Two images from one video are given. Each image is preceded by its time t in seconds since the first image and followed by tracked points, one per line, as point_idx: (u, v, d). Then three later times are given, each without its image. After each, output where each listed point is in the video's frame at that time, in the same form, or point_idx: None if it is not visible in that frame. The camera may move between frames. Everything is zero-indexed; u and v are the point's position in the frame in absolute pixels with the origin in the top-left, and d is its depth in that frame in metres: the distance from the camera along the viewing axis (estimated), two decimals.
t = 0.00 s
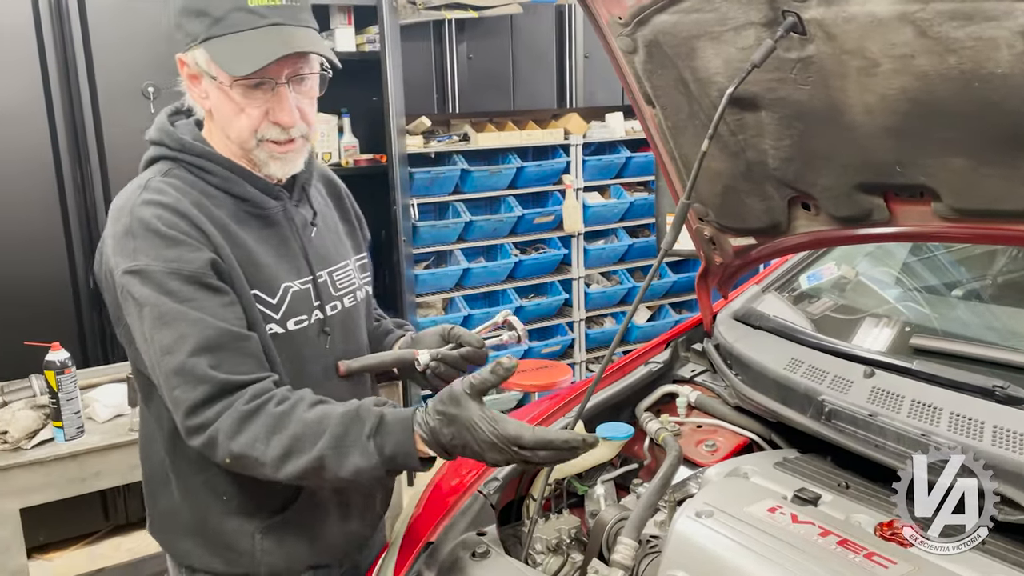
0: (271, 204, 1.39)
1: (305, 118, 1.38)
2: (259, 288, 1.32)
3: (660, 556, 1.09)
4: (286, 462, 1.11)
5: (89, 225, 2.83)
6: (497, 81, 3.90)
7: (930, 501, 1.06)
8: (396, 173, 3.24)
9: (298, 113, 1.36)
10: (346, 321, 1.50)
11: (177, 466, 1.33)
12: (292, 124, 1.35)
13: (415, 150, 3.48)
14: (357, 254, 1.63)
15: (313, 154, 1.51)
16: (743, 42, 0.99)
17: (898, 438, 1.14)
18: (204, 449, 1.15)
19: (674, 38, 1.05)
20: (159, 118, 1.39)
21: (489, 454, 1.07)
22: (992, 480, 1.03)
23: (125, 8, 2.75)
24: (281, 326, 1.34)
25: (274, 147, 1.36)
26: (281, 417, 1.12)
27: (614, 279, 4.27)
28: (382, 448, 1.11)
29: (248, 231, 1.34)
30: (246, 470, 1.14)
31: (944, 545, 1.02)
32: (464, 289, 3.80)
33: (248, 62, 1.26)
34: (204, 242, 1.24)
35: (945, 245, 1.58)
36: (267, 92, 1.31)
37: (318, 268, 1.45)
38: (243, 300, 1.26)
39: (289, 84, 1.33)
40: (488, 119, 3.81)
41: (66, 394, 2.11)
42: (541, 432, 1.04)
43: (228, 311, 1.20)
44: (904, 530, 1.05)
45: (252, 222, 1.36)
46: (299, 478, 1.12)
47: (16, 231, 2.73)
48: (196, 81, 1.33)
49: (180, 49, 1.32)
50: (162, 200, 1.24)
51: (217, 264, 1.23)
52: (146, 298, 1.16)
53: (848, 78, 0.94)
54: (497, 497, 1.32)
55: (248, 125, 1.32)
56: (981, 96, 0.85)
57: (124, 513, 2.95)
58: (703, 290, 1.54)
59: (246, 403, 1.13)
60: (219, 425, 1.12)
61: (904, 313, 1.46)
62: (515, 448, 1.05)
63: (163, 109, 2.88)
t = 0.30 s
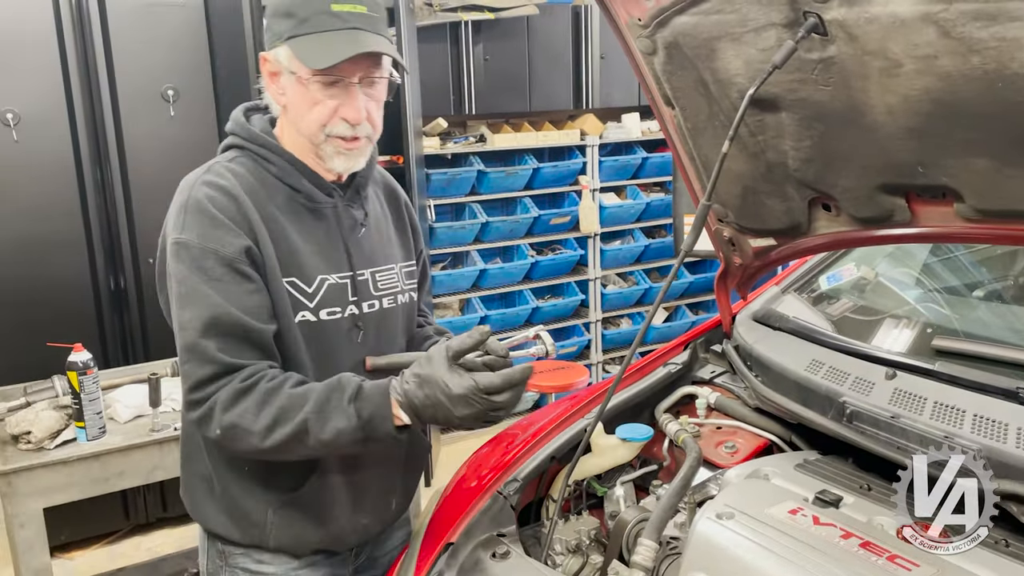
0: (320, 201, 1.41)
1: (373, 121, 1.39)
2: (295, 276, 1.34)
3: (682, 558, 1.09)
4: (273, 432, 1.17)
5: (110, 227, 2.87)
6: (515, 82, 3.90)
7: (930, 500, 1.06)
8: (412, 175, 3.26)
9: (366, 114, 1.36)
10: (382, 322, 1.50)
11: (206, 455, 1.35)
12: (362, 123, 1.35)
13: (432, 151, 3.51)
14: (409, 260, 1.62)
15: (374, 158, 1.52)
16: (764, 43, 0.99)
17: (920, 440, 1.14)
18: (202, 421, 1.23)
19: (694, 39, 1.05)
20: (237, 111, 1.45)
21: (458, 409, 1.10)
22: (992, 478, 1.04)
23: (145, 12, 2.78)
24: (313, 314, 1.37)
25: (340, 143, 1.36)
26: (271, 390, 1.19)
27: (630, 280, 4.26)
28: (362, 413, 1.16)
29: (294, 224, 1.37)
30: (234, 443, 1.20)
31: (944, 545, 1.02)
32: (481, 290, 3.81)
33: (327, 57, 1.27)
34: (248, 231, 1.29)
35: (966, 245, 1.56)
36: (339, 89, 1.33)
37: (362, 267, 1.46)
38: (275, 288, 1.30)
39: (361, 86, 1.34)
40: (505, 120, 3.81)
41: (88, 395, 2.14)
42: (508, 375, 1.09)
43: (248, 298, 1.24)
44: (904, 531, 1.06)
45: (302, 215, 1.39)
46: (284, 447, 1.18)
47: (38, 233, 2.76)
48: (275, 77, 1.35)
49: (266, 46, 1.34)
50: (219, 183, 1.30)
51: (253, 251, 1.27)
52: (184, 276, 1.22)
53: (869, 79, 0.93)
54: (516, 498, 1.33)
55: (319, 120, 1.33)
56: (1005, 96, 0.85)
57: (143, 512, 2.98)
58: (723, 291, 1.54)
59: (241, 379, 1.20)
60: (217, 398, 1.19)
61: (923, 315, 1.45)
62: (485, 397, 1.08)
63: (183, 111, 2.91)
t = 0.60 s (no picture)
0: (342, 198, 1.43)
1: (398, 119, 1.42)
2: (325, 275, 1.36)
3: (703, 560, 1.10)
4: (256, 438, 1.25)
5: (129, 230, 2.90)
6: (529, 86, 3.87)
7: (931, 501, 1.04)
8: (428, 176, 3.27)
9: (394, 111, 1.40)
10: (409, 316, 1.51)
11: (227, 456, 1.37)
12: (390, 120, 1.38)
13: (446, 154, 3.52)
14: (425, 258, 1.64)
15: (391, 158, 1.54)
16: (785, 45, 0.99)
17: (942, 441, 1.14)
18: (178, 423, 1.26)
19: (714, 42, 1.06)
20: (255, 115, 1.46)
21: (422, 404, 1.26)
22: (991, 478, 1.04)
23: (163, 18, 2.81)
24: (345, 312, 1.38)
25: (367, 140, 1.38)
26: (252, 401, 1.24)
27: (644, 281, 4.26)
28: (340, 419, 1.26)
29: (317, 223, 1.39)
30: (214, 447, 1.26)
31: (943, 546, 1.01)
32: (495, 292, 3.82)
33: (362, 52, 1.31)
34: (253, 245, 1.28)
35: (984, 247, 1.55)
36: (369, 86, 1.36)
37: (386, 264, 1.47)
38: (297, 290, 1.32)
39: (389, 83, 1.37)
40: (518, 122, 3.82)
41: (110, 396, 2.17)
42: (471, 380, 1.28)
43: (241, 316, 1.24)
44: (904, 531, 1.04)
45: (325, 213, 1.41)
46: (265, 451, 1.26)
47: (59, 235, 2.80)
48: (299, 78, 1.37)
49: (290, 46, 1.37)
50: (235, 191, 1.31)
51: (253, 269, 1.25)
52: (186, 288, 1.23)
53: (891, 81, 0.94)
54: (537, 499, 1.37)
55: (347, 117, 1.36)
56: None
57: (161, 512, 3.00)
58: (741, 293, 1.55)
59: (224, 390, 1.24)
60: (200, 404, 1.23)
61: (942, 316, 1.44)
62: (450, 397, 1.26)
63: (201, 115, 2.94)
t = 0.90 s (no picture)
0: (347, 202, 1.44)
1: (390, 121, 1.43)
2: (340, 281, 1.36)
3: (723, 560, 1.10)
4: (297, 446, 1.26)
5: (146, 233, 2.93)
6: (543, 89, 3.81)
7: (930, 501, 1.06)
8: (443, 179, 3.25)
9: (385, 113, 1.40)
10: (416, 317, 1.53)
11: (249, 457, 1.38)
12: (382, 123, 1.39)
13: (459, 157, 3.53)
14: (423, 258, 1.66)
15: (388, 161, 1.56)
16: (805, 48, 1.00)
17: (963, 442, 1.15)
18: (210, 447, 1.24)
19: (733, 45, 1.06)
20: (248, 123, 1.45)
21: (458, 389, 1.31)
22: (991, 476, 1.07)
23: (179, 22, 2.83)
24: (363, 315, 1.38)
25: (361, 144, 1.39)
26: (286, 411, 1.25)
27: (656, 283, 4.25)
28: (379, 416, 1.28)
29: (326, 228, 1.39)
30: (254, 463, 1.25)
31: (945, 545, 1.01)
32: (508, 295, 3.82)
33: (345, 59, 1.31)
34: (268, 254, 1.27)
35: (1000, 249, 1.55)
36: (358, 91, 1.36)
37: (393, 266, 1.49)
38: (314, 296, 1.32)
39: (378, 86, 1.38)
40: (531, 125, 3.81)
41: (129, 398, 2.18)
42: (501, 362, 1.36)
43: (265, 327, 1.24)
44: (904, 530, 1.05)
45: (332, 219, 1.41)
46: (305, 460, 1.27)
47: (77, 237, 2.83)
48: (287, 86, 1.38)
49: (275, 56, 1.37)
50: (243, 201, 1.30)
51: (274, 278, 1.26)
52: (207, 303, 1.22)
53: (912, 83, 0.94)
54: (556, 499, 1.37)
55: (339, 124, 1.37)
56: None
57: (177, 513, 3.02)
58: (759, 294, 1.55)
59: (257, 405, 1.24)
60: (235, 421, 1.23)
61: (959, 318, 1.44)
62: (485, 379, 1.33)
63: (217, 119, 2.96)
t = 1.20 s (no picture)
0: (351, 208, 1.45)
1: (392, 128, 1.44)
2: (346, 287, 1.37)
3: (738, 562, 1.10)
4: (290, 463, 1.23)
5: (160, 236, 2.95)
6: (553, 92, 3.81)
7: (930, 503, 1.09)
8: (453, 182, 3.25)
9: (386, 121, 1.41)
10: (420, 320, 1.54)
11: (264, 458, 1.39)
12: (383, 133, 1.40)
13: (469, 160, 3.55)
14: (425, 261, 1.67)
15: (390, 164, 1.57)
16: (821, 51, 1.00)
17: (981, 445, 1.15)
18: (214, 457, 1.26)
19: (749, 48, 1.07)
20: (249, 129, 1.46)
21: (465, 416, 1.21)
22: (991, 475, 1.10)
23: (193, 26, 2.85)
24: (370, 320, 1.40)
25: (363, 154, 1.41)
26: (281, 425, 1.23)
27: (666, 285, 4.24)
28: (373, 434, 1.23)
29: (331, 233, 1.40)
30: (251, 475, 1.25)
31: (943, 546, 1.02)
32: (518, 297, 3.83)
33: (344, 71, 1.31)
34: (274, 264, 1.28)
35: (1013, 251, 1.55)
36: (358, 101, 1.37)
37: (397, 271, 1.50)
38: (320, 302, 1.32)
39: (379, 95, 1.38)
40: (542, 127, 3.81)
41: (144, 399, 2.20)
42: (505, 377, 1.23)
43: (272, 337, 1.24)
44: (904, 531, 1.06)
45: (336, 225, 1.42)
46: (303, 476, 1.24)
47: (92, 240, 2.85)
48: (288, 93, 1.39)
49: (276, 63, 1.38)
50: (246, 210, 1.31)
51: (279, 287, 1.26)
52: (211, 315, 1.22)
53: (929, 86, 0.94)
54: (572, 501, 1.38)
55: (340, 134, 1.38)
56: None
57: (190, 514, 3.04)
58: (772, 296, 1.55)
59: (252, 417, 1.23)
60: (231, 433, 1.23)
61: (973, 321, 1.44)
62: (485, 400, 1.21)
63: (230, 122, 2.98)
